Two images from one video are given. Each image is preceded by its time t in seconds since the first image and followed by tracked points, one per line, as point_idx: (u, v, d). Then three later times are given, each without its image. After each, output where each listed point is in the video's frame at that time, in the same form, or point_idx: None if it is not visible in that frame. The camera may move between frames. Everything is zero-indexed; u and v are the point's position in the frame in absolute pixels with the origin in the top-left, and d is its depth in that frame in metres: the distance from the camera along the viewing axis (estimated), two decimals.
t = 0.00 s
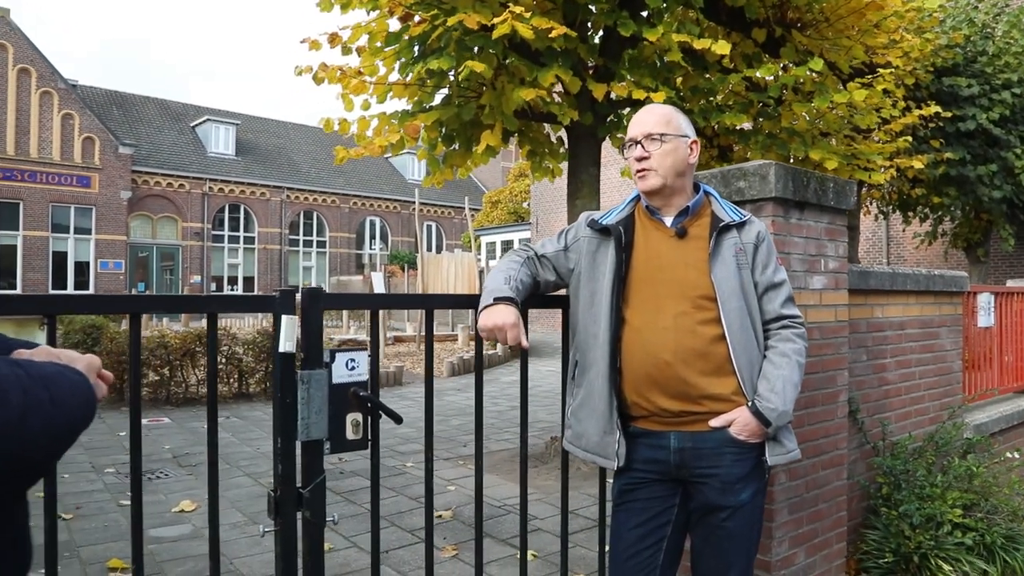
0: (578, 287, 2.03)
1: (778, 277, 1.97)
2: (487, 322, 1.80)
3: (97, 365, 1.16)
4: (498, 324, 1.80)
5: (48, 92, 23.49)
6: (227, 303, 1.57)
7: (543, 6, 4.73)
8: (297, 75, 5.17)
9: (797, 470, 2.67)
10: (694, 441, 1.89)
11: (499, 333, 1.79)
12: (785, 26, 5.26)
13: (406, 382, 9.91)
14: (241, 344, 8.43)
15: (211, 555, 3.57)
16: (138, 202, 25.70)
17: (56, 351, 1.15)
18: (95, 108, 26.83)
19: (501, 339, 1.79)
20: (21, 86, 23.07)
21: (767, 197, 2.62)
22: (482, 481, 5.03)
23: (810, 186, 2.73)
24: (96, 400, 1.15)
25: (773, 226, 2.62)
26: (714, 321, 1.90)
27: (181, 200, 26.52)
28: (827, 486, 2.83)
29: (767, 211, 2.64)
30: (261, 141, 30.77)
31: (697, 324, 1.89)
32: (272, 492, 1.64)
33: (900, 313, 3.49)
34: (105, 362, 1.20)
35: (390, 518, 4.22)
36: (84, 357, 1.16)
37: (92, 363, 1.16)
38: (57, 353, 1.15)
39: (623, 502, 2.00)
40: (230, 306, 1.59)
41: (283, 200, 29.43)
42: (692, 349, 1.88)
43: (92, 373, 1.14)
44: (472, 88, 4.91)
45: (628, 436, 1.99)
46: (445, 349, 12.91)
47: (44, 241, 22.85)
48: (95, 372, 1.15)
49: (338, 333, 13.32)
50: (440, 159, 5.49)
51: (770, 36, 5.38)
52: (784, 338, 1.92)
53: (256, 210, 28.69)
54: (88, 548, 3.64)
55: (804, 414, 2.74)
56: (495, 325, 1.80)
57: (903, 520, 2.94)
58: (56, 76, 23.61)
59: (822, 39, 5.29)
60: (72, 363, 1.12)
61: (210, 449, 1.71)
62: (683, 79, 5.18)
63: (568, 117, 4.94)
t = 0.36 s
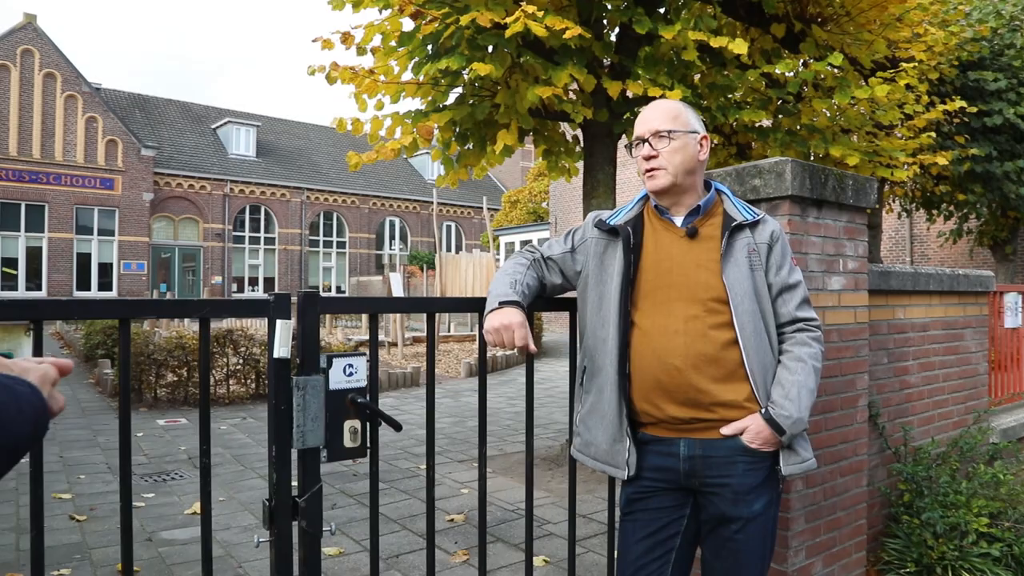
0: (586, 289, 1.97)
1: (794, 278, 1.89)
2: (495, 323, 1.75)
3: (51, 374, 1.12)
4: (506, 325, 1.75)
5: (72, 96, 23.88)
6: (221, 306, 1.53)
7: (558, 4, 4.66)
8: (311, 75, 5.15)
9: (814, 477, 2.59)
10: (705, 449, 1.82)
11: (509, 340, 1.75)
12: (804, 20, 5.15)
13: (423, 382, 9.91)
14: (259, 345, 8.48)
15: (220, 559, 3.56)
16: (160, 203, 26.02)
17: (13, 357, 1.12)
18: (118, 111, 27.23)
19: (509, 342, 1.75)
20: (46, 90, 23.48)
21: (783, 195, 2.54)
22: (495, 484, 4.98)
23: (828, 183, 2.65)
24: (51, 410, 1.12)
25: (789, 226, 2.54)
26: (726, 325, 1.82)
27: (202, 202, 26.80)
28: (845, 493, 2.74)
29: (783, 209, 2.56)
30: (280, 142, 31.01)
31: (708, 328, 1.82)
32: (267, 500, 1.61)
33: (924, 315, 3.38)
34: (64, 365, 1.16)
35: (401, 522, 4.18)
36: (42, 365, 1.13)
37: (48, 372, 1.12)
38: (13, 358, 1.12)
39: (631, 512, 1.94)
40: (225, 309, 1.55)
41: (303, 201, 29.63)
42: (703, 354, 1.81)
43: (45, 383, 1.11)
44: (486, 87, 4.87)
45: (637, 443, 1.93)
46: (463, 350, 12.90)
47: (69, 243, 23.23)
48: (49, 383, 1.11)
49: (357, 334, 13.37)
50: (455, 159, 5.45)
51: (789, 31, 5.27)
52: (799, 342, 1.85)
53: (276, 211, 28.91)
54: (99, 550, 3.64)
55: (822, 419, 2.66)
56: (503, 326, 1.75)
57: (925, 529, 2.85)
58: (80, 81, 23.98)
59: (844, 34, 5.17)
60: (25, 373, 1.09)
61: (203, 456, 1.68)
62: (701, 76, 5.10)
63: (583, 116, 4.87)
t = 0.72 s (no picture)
0: (586, 290, 1.92)
1: (800, 278, 1.83)
2: (484, 323, 1.71)
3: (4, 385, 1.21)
4: (495, 325, 1.72)
5: (91, 100, 24.20)
6: (208, 311, 1.51)
7: None
8: (319, 76, 5.14)
9: (826, 481, 2.53)
10: (708, 454, 1.77)
11: (498, 340, 1.71)
12: (819, 13, 5.05)
13: (438, 382, 9.89)
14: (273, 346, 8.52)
15: (227, 561, 3.56)
16: (177, 205, 26.27)
17: None
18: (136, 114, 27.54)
19: (498, 343, 1.71)
20: (65, 95, 23.81)
21: (793, 192, 2.47)
22: (506, 485, 4.95)
23: (839, 179, 2.58)
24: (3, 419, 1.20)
25: (799, 223, 2.48)
26: (729, 326, 1.77)
27: (219, 203, 27.03)
28: (859, 497, 2.67)
29: (793, 206, 2.49)
30: (296, 143, 31.19)
31: (711, 330, 1.76)
32: (260, 507, 1.58)
33: (941, 314, 3.29)
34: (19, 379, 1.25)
35: (409, 524, 4.15)
36: None
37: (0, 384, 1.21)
38: None
39: (633, 519, 1.89)
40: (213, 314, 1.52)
41: (319, 202, 29.77)
42: (706, 356, 1.75)
43: None
44: (495, 86, 4.83)
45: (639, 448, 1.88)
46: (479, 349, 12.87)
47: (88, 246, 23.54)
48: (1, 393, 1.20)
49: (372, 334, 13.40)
50: (464, 158, 5.42)
51: (803, 25, 5.18)
52: (805, 343, 1.79)
53: (292, 212, 29.08)
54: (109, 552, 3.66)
55: (834, 421, 2.59)
56: (492, 327, 1.71)
57: (942, 534, 2.78)
58: (98, 84, 24.29)
59: (859, 27, 5.06)
60: None
61: (194, 463, 1.66)
62: (713, 72, 5.02)
63: (593, 113, 4.81)
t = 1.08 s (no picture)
0: (582, 288, 1.89)
1: (800, 275, 1.79)
2: (476, 323, 1.69)
3: None
4: (489, 324, 1.69)
5: (105, 101, 24.45)
6: (196, 311, 1.50)
7: None
8: (325, 74, 5.14)
9: (831, 481, 2.49)
10: (705, 454, 1.74)
11: (490, 339, 1.69)
12: (829, 5, 4.97)
13: (449, 380, 9.89)
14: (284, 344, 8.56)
15: (233, 560, 3.57)
16: (191, 205, 26.47)
17: None
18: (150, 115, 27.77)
19: (491, 342, 1.69)
20: (80, 96, 24.07)
21: (797, 187, 2.43)
22: (513, 484, 4.93)
23: (845, 173, 2.53)
24: None
25: (803, 219, 2.43)
26: (727, 324, 1.74)
27: (233, 202, 27.20)
28: (866, 497, 2.63)
29: (797, 201, 2.45)
30: (309, 142, 31.32)
31: (709, 329, 1.73)
32: (251, 507, 1.57)
33: (952, 310, 3.23)
34: None
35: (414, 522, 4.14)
36: None
37: None
38: None
39: (629, 520, 1.86)
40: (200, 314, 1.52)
41: (333, 200, 29.87)
42: (703, 355, 1.72)
43: None
44: (500, 83, 4.81)
45: (636, 448, 1.85)
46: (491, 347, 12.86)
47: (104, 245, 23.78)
48: None
49: (385, 332, 13.42)
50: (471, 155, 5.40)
51: (813, 18, 5.10)
52: (805, 341, 1.75)
53: (305, 211, 29.21)
54: (117, 550, 3.68)
55: (840, 420, 2.54)
56: (485, 326, 1.69)
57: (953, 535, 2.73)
58: (113, 86, 24.55)
59: (871, 18, 4.98)
60: None
61: (184, 463, 1.65)
62: (723, 66, 4.96)
63: (600, 109, 4.76)
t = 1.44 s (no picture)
0: (578, 284, 1.87)
1: (800, 270, 1.76)
2: (471, 319, 1.67)
3: None
4: (484, 321, 1.67)
5: (119, 99, 24.65)
6: (185, 306, 1.50)
7: None
8: (332, 70, 5.14)
9: (835, 480, 2.45)
10: (702, 452, 1.71)
11: (485, 337, 1.66)
12: None
13: (459, 376, 9.89)
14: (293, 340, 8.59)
15: (237, 555, 3.58)
16: (205, 202, 26.54)
17: None
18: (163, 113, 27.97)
19: (486, 339, 1.66)
20: (94, 94, 24.28)
21: (800, 181, 2.39)
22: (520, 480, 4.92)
23: (850, 167, 2.48)
24: None
25: (807, 213, 2.39)
26: (724, 321, 1.71)
27: (245, 199, 27.34)
28: (872, 496, 2.58)
29: (800, 195, 2.41)
30: (320, 139, 31.42)
31: (706, 325, 1.70)
32: (241, 504, 1.56)
33: (963, 306, 3.18)
34: None
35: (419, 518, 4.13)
36: None
37: None
38: None
39: (626, 518, 1.84)
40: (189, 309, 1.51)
41: (344, 197, 29.94)
42: (699, 352, 1.69)
43: None
44: (506, 77, 4.78)
45: (632, 446, 1.82)
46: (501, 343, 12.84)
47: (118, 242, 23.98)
48: None
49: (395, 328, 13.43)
50: (478, 150, 5.38)
51: (824, 11, 5.03)
52: (804, 338, 1.72)
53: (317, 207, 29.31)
54: (123, 545, 3.70)
55: (845, 418, 2.50)
56: (479, 322, 1.66)
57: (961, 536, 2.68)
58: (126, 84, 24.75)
59: (884, 11, 4.89)
60: None
61: (173, 459, 1.64)
62: (732, 60, 4.90)
63: (606, 103, 4.71)
